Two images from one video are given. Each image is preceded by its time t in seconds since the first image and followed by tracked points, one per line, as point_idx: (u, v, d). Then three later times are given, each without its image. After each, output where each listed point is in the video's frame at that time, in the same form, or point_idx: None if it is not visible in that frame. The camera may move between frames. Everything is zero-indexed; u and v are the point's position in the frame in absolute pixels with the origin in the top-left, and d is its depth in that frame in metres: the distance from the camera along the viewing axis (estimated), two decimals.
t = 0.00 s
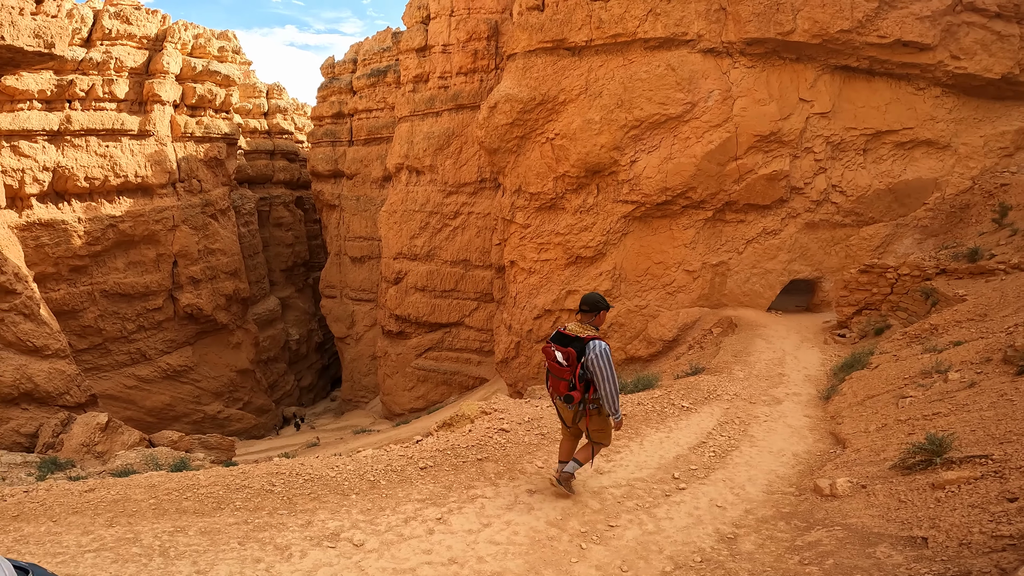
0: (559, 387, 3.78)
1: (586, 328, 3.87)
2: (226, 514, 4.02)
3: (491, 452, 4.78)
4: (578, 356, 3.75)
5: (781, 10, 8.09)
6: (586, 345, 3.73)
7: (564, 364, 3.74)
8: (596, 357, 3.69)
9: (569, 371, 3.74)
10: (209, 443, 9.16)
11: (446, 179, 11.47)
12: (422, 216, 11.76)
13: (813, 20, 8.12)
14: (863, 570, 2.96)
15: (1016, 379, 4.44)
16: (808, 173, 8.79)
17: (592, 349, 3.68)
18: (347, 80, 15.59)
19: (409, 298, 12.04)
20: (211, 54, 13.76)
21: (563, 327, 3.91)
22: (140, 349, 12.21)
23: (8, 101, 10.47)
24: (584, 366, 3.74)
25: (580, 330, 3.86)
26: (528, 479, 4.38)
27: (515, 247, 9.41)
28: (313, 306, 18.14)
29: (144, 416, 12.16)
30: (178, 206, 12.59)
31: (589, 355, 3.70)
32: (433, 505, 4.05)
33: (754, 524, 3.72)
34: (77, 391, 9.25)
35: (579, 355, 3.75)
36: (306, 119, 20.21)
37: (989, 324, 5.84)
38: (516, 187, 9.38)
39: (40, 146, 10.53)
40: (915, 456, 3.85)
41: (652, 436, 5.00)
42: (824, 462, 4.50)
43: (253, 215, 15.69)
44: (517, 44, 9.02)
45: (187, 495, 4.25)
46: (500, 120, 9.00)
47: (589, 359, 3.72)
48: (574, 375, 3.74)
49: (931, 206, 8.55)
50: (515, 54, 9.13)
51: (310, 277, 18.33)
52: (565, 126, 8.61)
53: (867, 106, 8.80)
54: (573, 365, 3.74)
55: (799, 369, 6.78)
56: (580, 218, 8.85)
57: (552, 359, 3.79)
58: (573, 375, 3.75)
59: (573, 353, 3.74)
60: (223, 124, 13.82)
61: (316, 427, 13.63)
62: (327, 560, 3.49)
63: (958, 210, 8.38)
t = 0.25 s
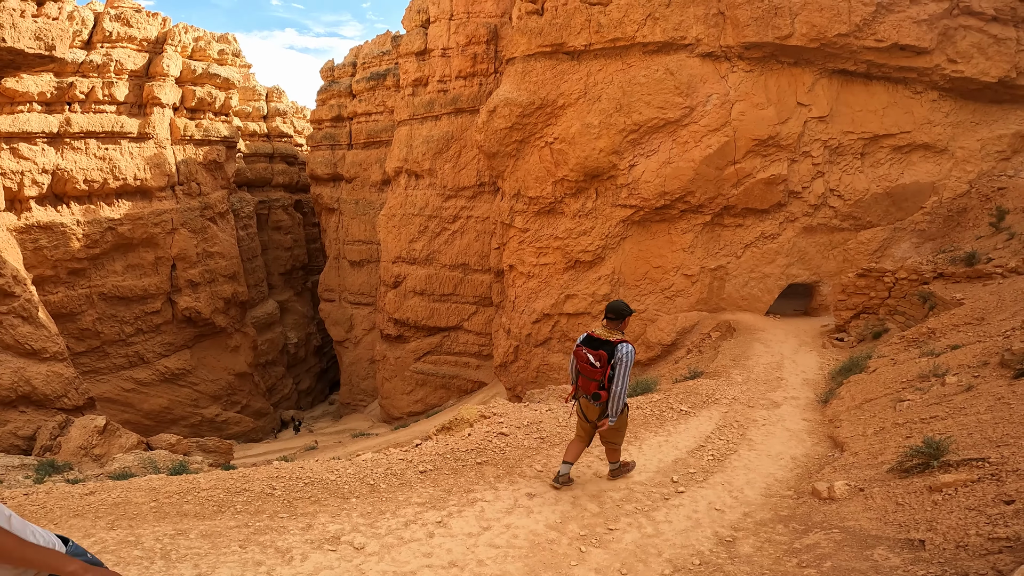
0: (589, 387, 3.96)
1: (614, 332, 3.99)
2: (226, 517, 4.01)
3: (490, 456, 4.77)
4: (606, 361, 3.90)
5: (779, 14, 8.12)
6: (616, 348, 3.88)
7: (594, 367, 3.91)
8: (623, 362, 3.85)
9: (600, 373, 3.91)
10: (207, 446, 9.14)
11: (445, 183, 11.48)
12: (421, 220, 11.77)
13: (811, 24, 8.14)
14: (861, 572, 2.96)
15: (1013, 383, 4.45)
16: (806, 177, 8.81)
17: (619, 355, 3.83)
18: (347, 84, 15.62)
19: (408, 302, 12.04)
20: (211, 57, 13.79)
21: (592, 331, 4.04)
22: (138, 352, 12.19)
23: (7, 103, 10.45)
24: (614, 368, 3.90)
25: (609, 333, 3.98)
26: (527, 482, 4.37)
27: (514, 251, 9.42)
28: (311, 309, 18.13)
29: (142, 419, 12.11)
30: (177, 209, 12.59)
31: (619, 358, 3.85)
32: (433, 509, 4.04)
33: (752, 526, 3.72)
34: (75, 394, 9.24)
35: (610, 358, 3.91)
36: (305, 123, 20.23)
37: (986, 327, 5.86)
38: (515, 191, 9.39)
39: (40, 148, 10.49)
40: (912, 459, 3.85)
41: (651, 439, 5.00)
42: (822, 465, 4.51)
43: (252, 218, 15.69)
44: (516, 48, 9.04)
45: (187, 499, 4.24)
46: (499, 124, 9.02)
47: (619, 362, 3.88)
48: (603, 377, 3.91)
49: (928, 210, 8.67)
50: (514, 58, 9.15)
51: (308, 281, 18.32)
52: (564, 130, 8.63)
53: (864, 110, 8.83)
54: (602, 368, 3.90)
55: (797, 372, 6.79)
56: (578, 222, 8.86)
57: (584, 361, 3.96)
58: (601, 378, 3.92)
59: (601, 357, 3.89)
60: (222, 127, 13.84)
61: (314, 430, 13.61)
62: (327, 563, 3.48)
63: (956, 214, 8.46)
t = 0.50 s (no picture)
0: (617, 390, 4.14)
1: (638, 339, 4.19)
2: (233, 520, 4.02)
3: (492, 458, 4.78)
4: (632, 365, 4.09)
5: (776, 18, 8.15)
6: (641, 355, 4.08)
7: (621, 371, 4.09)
8: (648, 366, 4.04)
9: (626, 376, 4.09)
10: (206, 449, 9.12)
11: (443, 186, 11.50)
12: (419, 223, 11.78)
13: (808, 27, 8.18)
14: (859, 571, 2.97)
15: (1008, 385, 4.47)
16: (803, 180, 8.84)
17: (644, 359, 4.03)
18: (345, 86, 15.65)
19: (406, 305, 12.05)
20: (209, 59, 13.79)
21: (617, 339, 4.25)
22: (135, 355, 12.15)
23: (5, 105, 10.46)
24: (640, 372, 4.08)
25: (633, 340, 4.18)
26: (529, 484, 4.38)
27: (512, 255, 9.44)
28: (309, 313, 18.12)
29: (139, 422, 12.08)
30: (174, 212, 12.59)
31: (644, 361, 4.05)
32: (437, 511, 4.05)
33: (752, 526, 3.73)
34: (73, 397, 9.24)
35: (635, 363, 4.10)
36: (303, 126, 20.24)
37: (981, 329, 5.88)
38: (513, 195, 9.42)
39: (37, 150, 10.47)
40: (908, 460, 3.87)
41: (651, 441, 5.01)
42: (820, 466, 4.52)
43: (250, 221, 15.68)
44: (514, 52, 9.08)
45: (194, 502, 4.25)
46: (497, 127, 9.04)
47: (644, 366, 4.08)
48: (629, 380, 4.08)
49: (924, 212, 8.69)
50: (512, 61, 9.19)
51: (306, 284, 18.31)
52: (563, 133, 8.66)
53: (861, 113, 8.87)
54: (629, 372, 4.08)
55: (795, 375, 6.81)
56: (577, 225, 8.88)
57: (611, 365, 4.15)
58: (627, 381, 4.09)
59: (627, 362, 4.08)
60: (220, 130, 13.85)
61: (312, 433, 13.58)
62: (333, 564, 3.48)
63: (952, 216, 8.55)
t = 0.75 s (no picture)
0: (628, 386, 4.27)
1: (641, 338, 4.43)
2: (230, 532, 3.96)
3: (485, 464, 4.79)
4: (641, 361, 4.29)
5: (757, 22, 8.28)
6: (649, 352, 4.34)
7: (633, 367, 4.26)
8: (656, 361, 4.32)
9: (638, 372, 4.25)
10: (190, 458, 8.98)
11: (428, 191, 11.48)
12: (404, 228, 11.75)
13: (787, 31, 8.29)
14: (853, 569, 3.01)
15: (988, 383, 4.56)
16: (783, 183, 8.97)
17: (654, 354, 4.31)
18: (328, 91, 15.58)
19: (392, 311, 12.00)
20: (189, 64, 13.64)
21: (624, 339, 4.43)
22: (115, 364, 11.96)
23: None
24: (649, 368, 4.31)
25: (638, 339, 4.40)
26: (524, 489, 4.39)
27: (499, 260, 9.45)
28: (293, 319, 17.96)
29: (118, 432, 11.92)
30: (153, 218, 12.42)
31: (654, 357, 4.32)
32: (434, 518, 4.04)
33: (745, 527, 3.77)
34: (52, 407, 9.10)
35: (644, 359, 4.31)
36: (285, 130, 20.10)
37: (959, 328, 6.00)
38: (499, 200, 9.44)
39: (13, 157, 10.35)
40: (893, 458, 3.94)
41: (641, 444, 5.04)
42: (808, 465, 4.57)
43: (231, 227, 15.52)
44: (500, 56, 9.12)
45: (189, 513, 4.17)
46: (483, 132, 9.06)
47: (652, 363, 4.33)
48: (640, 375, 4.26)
49: (900, 213, 8.87)
50: (498, 66, 9.23)
51: (290, 290, 18.15)
52: (548, 138, 8.71)
53: (840, 115, 9.03)
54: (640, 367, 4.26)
55: (779, 375, 6.89)
56: (563, 229, 8.92)
57: (622, 362, 4.29)
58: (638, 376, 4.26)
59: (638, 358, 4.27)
60: (199, 135, 13.71)
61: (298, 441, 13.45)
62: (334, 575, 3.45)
63: (927, 217, 8.73)
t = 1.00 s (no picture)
0: (631, 388, 4.50)
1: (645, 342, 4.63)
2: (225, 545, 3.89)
3: (480, 471, 4.78)
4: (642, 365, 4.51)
5: (739, 27, 8.41)
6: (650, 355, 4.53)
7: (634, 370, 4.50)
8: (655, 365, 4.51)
9: (639, 375, 4.49)
10: (173, 468, 8.84)
11: (414, 196, 11.46)
12: (389, 234, 11.70)
13: (768, 36, 8.43)
14: (851, 567, 3.05)
15: (969, 381, 4.65)
16: (765, 186, 9.08)
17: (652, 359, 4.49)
18: (311, 96, 15.52)
19: (378, 317, 11.93)
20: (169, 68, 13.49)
21: (627, 344, 4.65)
22: (93, 373, 11.77)
23: None
24: (650, 371, 4.51)
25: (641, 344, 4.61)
26: (521, 495, 4.38)
27: (486, 265, 9.46)
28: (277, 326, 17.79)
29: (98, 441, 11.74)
30: (131, 224, 12.21)
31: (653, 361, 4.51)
32: (432, 527, 4.04)
33: (741, 528, 3.80)
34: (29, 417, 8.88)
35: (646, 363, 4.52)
36: (268, 135, 19.96)
37: (940, 327, 6.11)
38: (485, 205, 9.45)
39: None
40: (882, 457, 4.00)
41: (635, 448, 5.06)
42: (798, 465, 4.62)
43: (212, 233, 15.35)
44: (486, 61, 9.14)
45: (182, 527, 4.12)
46: (469, 136, 9.07)
47: (652, 366, 4.52)
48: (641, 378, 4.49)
49: (877, 216, 9.12)
50: (484, 71, 9.26)
51: (273, 297, 17.98)
52: (534, 142, 8.74)
53: (821, 119, 9.17)
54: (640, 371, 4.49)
55: (765, 376, 6.95)
56: (549, 234, 8.95)
57: (625, 366, 4.54)
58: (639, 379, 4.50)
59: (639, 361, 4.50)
60: (179, 140, 13.54)
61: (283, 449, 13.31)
62: None
63: (904, 220, 8.94)
